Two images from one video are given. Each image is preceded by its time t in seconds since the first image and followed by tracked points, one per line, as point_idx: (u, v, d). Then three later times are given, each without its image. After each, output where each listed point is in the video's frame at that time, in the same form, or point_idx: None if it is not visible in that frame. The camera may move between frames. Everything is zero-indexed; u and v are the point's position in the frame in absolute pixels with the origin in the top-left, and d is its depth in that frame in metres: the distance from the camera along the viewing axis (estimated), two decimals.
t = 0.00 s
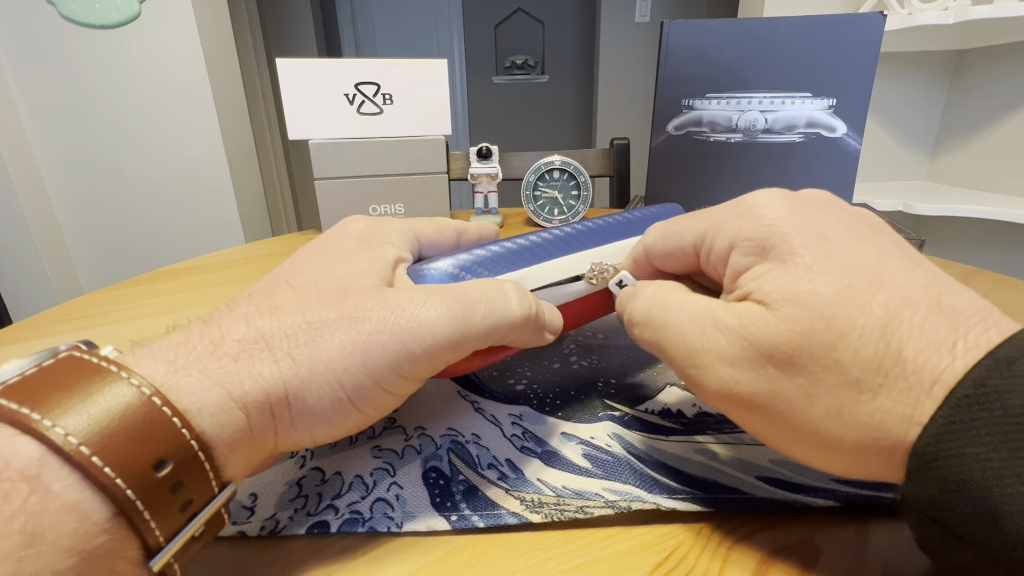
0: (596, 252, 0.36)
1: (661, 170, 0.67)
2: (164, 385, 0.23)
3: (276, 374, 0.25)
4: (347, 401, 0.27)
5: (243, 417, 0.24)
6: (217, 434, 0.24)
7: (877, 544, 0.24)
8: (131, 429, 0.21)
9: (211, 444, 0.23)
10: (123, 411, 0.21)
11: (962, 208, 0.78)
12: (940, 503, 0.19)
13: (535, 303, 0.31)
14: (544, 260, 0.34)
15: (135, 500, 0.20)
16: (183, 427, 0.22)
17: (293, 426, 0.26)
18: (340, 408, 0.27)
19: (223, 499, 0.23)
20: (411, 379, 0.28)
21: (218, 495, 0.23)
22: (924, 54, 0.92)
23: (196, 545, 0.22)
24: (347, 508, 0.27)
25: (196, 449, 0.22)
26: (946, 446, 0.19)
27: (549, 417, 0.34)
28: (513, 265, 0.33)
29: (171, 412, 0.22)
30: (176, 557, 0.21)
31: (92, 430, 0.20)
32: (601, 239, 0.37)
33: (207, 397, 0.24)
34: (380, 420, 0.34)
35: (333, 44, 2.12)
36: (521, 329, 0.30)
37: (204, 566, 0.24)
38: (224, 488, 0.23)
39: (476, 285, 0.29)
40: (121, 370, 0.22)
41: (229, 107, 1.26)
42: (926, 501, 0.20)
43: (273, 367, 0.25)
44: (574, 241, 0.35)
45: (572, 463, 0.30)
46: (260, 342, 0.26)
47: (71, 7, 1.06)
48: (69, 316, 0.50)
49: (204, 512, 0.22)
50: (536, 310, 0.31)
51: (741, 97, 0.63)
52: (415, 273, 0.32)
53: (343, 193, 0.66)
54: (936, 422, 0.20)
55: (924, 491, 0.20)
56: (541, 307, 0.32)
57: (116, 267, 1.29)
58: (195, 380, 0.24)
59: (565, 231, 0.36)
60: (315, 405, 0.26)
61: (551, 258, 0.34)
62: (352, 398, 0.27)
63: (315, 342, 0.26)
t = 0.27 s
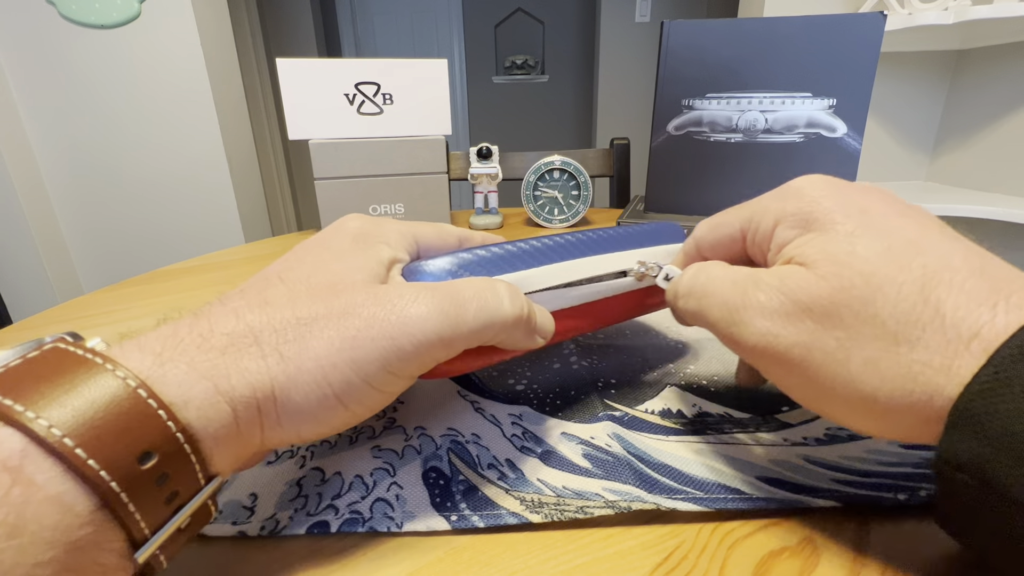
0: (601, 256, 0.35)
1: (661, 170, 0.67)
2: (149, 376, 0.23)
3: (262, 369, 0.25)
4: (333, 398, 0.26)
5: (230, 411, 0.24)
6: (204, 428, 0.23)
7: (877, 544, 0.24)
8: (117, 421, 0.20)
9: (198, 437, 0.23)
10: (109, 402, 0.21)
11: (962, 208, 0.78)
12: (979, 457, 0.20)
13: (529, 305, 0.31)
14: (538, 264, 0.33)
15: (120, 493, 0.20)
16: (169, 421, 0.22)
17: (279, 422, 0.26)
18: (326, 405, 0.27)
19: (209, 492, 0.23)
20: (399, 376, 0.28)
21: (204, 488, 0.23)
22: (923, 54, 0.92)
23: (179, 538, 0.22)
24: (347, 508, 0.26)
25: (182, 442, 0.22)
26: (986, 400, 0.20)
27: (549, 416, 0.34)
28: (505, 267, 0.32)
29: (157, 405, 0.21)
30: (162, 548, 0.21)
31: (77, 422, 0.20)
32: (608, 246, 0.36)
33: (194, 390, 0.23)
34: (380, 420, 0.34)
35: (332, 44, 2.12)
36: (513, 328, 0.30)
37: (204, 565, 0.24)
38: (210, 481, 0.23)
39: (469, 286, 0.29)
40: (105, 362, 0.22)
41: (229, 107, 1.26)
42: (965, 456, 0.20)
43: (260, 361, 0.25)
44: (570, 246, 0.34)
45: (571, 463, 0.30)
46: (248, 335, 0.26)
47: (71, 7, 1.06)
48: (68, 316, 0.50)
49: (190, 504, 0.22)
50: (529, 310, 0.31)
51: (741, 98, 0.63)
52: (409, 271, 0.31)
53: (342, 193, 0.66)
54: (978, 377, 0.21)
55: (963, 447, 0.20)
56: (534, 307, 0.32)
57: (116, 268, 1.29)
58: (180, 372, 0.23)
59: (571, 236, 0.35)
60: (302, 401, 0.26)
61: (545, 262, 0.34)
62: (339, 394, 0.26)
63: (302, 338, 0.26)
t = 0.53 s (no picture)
0: (577, 260, 0.33)
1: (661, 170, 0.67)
2: (85, 365, 0.22)
3: (201, 365, 0.25)
4: (272, 397, 0.26)
5: (171, 402, 0.24)
6: (146, 416, 0.23)
7: (875, 544, 0.24)
8: (53, 409, 0.20)
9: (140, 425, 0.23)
10: (45, 392, 0.20)
11: (963, 208, 0.78)
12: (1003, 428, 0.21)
13: (490, 306, 0.30)
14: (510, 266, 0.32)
15: (57, 481, 0.20)
16: (108, 408, 0.21)
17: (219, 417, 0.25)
18: (266, 403, 0.26)
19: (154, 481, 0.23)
20: (341, 374, 0.27)
21: (150, 476, 0.23)
22: (924, 54, 0.92)
23: (127, 526, 0.22)
24: (347, 508, 0.26)
25: (124, 429, 0.22)
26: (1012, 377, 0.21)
27: (550, 417, 0.34)
28: (475, 267, 0.31)
29: (92, 392, 0.21)
30: (108, 535, 0.21)
31: (10, 411, 0.19)
32: (588, 248, 0.34)
33: (130, 380, 0.23)
34: (380, 420, 0.34)
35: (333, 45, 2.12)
36: (468, 330, 0.29)
37: (203, 565, 0.24)
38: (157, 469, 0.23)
39: (426, 287, 0.27)
40: (41, 353, 0.21)
41: (229, 106, 1.26)
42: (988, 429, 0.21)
43: (200, 356, 0.25)
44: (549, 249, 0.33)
45: (572, 463, 0.30)
46: (190, 329, 0.25)
47: (71, 7, 1.06)
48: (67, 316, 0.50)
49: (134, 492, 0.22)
50: (487, 311, 0.29)
51: (741, 98, 0.63)
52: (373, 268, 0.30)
53: (342, 193, 0.66)
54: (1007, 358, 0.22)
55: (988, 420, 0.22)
56: (495, 308, 0.30)
57: (116, 267, 1.29)
58: (116, 362, 0.23)
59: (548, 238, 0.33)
60: (241, 396, 0.25)
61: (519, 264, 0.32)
62: (278, 393, 0.26)
63: (242, 332, 0.25)
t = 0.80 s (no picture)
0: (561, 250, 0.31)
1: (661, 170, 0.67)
2: (52, 362, 0.22)
3: (165, 360, 0.25)
4: (234, 390, 0.26)
5: (141, 398, 0.24)
6: (113, 409, 0.23)
7: (876, 544, 0.24)
8: (19, 403, 0.20)
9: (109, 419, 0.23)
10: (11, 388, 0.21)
11: (963, 208, 0.78)
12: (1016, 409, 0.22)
13: (463, 299, 0.28)
14: (493, 258, 0.30)
15: (25, 472, 0.20)
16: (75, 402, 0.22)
17: (187, 410, 0.26)
18: (227, 396, 0.26)
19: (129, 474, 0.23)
20: (305, 366, 0.27)
21: (124, 470, 0.23)
22: (924, 54, 0.92)
23: (101, 520, 0.22)
24: (347, 508, 0.27)
25: (91, 421, 0.22)
26: None
27: (550, 417, 0.34)
28: (456, 260, 0.30)
29: (57, 386, 0.21)
30: (83, 530, 0.21)
31: None
32: (572, 239, 0.32)
33: (97, 374, 0.23)
34: (379, 421, 0.34)
35: (333, 45, 2.12)
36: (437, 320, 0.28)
37: (202, 565, 0.24)
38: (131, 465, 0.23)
39: (389, 282, 0.26)
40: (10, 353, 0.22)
41: (229, 106, 1.26)
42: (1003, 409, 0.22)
43: (160, 352, 0.25)
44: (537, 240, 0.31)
45: (571, 464, 0.30)
46: (152, 326, 0.25)
47: (71, 7, 1.06)
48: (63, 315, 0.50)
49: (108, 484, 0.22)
50: (455, 302, 0.28)
51: (741, 97, 0.63)
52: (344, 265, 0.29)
53: (342, 194, 0.66)
54: None
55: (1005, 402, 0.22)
56: (468, 300, 0.29)
57: (116, 267, 1.29)
58: (82, 358, 0.23)
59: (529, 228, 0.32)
60: (205, 390, 0.25)
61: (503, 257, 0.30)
62: (240, 387, 0.26)
63: (196, 328, 0.26)
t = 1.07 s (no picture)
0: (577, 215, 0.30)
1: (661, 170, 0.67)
2: (70, 354, 0.23)
3: (179, 350, 0.25)
4: (247, 378, 0.26)
5: (156, 389, 0.24)
6: (132, 401, 0.23)
7: (876, 543, 0.24)
8: (42, 396, 0.20)
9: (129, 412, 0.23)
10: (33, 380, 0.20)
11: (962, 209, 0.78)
12: None
13: (474, 266, 0.27)
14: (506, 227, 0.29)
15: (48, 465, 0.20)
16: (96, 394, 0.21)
17: (203, 401, 0.25)
18: (243, 386, 0.26)
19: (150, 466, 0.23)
20: (316, 349, 0.27)
21: (145, 463, 0.23)
22: (924, 54, 0.92)
23: (124, 513, 0.22)
24: (347, 508, 0.27)
25: (111, 413, 0.22)
26: None
27: (549, 417, 0.34)
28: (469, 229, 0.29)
29: (78, 377, 0.21)
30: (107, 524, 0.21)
31: None
32: (588, 204, 0.30)
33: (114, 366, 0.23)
34: (379, 421, 0.34)
35: (333, 45, 2.12)
36: (448, 288, 0.26)
37: (203, 565, 0.24)
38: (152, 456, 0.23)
39: (397, 252, 0.26)
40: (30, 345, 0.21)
41: (229, 106, 1.26)
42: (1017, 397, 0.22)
43: (175, 344, 0.25)
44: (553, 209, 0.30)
45: (571, 464, 0.30)
46: (165, 317, 0.25)
47: (71, 7, 1.06)
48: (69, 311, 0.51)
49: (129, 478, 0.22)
50: (466, 269, 0.26)
51: (741, 97, 0.63)
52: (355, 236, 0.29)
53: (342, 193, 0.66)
54: None
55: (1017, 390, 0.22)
56: (480, 267, 0.27)
57: (115, 267, 1.29)
58: (99, 349, 0.23)
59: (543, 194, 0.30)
60: (225, 380, 0.25)
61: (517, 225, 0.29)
62: (252, 374, 0.26)
63: (206, 316, 0.25)
